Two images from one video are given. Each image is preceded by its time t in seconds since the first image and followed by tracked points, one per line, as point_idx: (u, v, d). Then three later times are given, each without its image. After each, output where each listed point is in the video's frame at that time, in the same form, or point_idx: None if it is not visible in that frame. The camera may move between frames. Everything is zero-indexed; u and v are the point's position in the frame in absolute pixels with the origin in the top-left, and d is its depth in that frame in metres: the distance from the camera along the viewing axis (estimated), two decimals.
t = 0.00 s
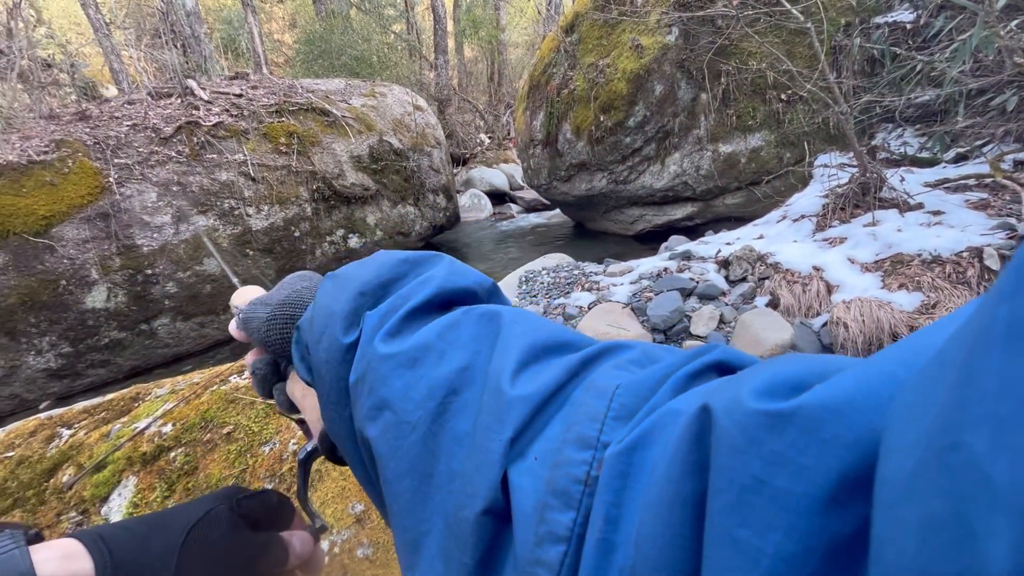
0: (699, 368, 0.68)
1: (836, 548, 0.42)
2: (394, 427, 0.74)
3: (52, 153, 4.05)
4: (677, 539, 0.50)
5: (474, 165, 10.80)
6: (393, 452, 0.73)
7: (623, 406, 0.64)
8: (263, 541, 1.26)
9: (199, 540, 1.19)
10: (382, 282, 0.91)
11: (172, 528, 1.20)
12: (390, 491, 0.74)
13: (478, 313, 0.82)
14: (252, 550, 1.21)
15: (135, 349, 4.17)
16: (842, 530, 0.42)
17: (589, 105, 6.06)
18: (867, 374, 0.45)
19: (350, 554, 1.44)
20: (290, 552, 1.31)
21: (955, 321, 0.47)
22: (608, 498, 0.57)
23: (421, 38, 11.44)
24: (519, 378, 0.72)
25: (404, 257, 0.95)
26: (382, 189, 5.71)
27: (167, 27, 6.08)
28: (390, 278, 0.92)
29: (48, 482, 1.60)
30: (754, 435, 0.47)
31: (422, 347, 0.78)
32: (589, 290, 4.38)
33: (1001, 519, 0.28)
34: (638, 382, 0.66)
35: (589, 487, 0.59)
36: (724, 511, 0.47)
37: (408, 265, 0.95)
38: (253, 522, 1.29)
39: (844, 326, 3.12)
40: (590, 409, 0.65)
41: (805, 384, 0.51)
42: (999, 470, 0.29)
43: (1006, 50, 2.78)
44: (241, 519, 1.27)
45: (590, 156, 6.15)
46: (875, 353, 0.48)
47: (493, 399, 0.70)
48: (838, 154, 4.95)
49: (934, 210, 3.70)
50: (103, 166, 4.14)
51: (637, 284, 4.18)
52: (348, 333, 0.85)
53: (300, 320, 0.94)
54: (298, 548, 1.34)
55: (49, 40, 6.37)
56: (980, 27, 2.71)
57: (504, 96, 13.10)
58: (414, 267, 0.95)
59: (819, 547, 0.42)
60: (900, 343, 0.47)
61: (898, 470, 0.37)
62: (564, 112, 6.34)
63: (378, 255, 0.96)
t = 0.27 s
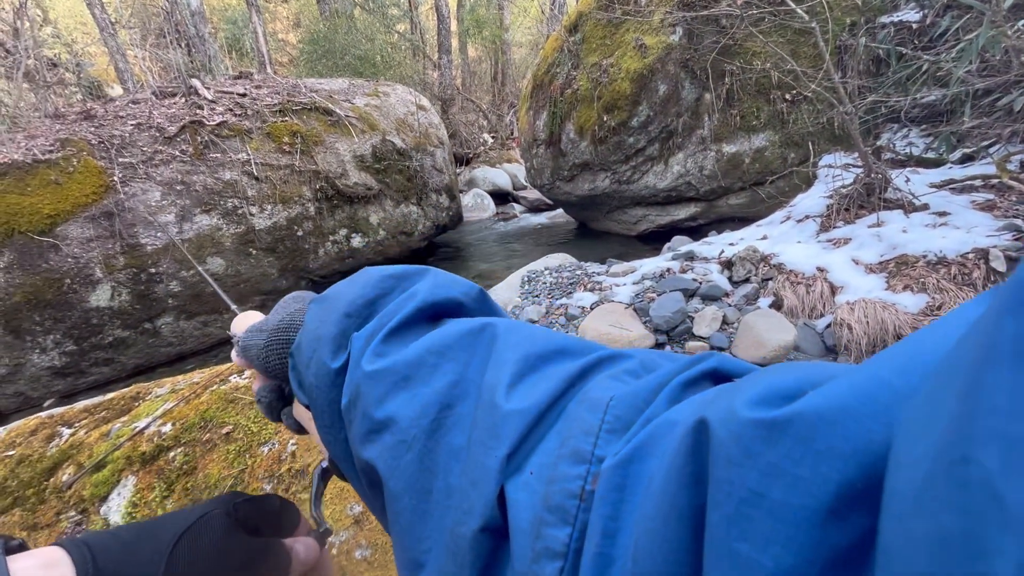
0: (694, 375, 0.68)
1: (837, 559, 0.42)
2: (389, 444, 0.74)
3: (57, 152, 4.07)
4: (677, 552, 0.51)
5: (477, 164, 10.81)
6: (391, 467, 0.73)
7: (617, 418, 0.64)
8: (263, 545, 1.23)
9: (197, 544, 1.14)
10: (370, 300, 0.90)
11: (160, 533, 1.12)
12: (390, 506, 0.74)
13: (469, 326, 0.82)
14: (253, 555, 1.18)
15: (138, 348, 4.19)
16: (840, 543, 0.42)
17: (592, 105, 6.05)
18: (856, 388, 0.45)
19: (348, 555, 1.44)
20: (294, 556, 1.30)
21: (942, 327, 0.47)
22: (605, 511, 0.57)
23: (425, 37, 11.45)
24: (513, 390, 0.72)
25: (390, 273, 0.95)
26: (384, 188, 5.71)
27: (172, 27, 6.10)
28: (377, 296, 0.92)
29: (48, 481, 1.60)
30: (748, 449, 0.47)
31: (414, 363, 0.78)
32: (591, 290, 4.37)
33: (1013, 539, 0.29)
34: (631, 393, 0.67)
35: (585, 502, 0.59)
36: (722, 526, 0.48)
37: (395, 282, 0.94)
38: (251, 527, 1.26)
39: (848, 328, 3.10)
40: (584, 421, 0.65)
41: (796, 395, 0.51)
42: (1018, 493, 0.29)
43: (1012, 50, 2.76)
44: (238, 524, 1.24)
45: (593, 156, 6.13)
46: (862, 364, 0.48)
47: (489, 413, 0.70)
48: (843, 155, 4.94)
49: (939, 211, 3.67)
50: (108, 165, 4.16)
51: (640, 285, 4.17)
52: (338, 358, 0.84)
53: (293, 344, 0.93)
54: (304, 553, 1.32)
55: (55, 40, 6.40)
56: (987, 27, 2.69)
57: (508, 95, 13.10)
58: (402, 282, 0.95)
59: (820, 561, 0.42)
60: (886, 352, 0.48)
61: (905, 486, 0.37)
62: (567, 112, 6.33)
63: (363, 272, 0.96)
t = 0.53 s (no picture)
0: (713, 381, 0.68)
1: (857, 565, 0.42)
2: (405, 448, 0.74)
3: (60, 150, 4.07)
4: (694, 556, 0.51)
5: (479, 164, 10.82)
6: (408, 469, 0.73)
7: (635, 423, 0.64)
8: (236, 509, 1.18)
9: (160, 509, 1.10)
10: (387, 302, 0.90)
11: (125, 500, 1.11)
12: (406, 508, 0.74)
13: (486, 328, 0.82)
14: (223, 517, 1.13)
15: (140, 346, 4.20)
16: (860, 551, 0.42)
17: (594, 105, 6.03)
18: (881, 394, 0.45)
19: (346, 554, 1.44)
20: (272, 521, 1.26)
21: (971, 333, 0.47)
22: (622, 516, 0.57)
23: (427, 37, 11.44)
24: (530, 394, 0.72)
25: (408, 274, 0.94)
26: (386, 187, 5.71)
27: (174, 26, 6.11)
28: (394, 299, 0.91)
29: (47, 478, 1.61)
30: (770, 454, 0.47)
31: (432, 367, 0.78)
32: (593, 290, 4.37)
33: None
34: (649, 398, 0.66)
35: (601, 506, 0.59)
36: (741, 531, 0.48)
37: (412, 284, 0.93)
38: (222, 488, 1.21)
39: (850, 329, 3.09)
40: (601, 426, 0.65)
41: (820, 401, 0.51)
42: None
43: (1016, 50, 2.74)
44: (208, 487, 1.19)
45: (595, 156, 6.12)
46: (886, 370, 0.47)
47: (506, 417, 0.70)
48: (845, 156, 4.93)
49: (941, 212, 3.66)
50: (110, 164, 4.16)
51: (641, 285, 4.16)
52: (357, 361, 0.84)
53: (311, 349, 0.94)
54: (283, 519, 1.29)
55: (58, 38, 6.41)
56: (992, 27, 2.68)
57: (510, 95, 13.09)
58: (418, 283, 0.94)
59: (841, 569, 0.42)
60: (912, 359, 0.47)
61: (930, 492, 0.37)
62: (569, 112, 6.32)
63: (381, 274, 0.95)
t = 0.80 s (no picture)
0: (719, 387, 0.68)
1: None
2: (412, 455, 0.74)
3: (63, 148, 4.08)
4: (703, 562, 0.50)
5: (480, 163, 10.82)
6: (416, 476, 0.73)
7: (642, 429, 0.64)
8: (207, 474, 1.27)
9: (133, 476, 1.16)
10: (390, 312, 0.89)
11: (94, 469, 1.16)
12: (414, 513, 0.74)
13: (490, 334, 0.81)
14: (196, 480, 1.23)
15: (142, 343, 4.22)
16: (871, 559, 0.42)
17: (596, 104, 6.02)
18: (891, 402, 0.44)
19: (345, 553, 1.43)
20: (242, 487, 1.35)
21: (980, 337, 0.47)
22: (630, 523, 0.57)
23: (429, 36, 11.44)
24: (536, 399, 0.72)
25: (409, 281, 0.93)
26: (388, 186, 5.71)
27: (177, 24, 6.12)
28: (396, 306, 0.90)
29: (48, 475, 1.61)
30: (781, 462, 0.47)
31: (436, 373, 0.78)
32: (594, 289, 4.37)
33: None
34: (654, 404, 0.66)
35: (608, 514, 0.59)
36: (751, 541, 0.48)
37: (415, 290, 0.92)
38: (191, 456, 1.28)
39: (852, 330, 3.09)
40: (607, 432, 0.65)
41: (829, 407, 0.51)
42: None
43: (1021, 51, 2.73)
44: (181, 456, 1.26)
45: (597, 155, 6.11)
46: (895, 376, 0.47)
47: (512, 423, 0.70)
48: (848, 156, 4.92)
49: (945, 212, 3.65)
50: (113, 162, 4.17)
51: (643, 285, 4.16)
52: (360, 374, 0.84)
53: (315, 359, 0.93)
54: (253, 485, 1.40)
55: (61, 36, 6.42)
56: (995, 27, 2.67)
57: (512, 94, 13.08)
58: (421, 290, 0.93)
59: None
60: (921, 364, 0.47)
61: (951, 502, 0.36)
62: (572, 111, 6.31)
63: (382, 282, 0.94)
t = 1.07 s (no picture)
0: (705, 394, 0.68)
1: None
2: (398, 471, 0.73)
3: (66, 146, 4.09)
4: None
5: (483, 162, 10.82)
6: (405, 489, 0.73)
7: (628, 439, 0.64)
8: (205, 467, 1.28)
9: (143, 465, 1.17)
10: (361, 322, 0.89)
11: (104, 464, 1.16)
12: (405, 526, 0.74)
13: (470, 343, 0.81)
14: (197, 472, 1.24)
15: (144, 342, 4.23)
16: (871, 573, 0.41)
17: (599, 104, 6.01)
18: (880, 414, 0.44)
19: (347, 552, 1.43)
20: (232, 482, 1.35)
21: (955, 346, 0.47)
22: (620, 537, 0.56)
23: (432, 35, 11.44)
24: (519, 408, 0.72)
25: (382, 291, 0.93)
26: (390, 185, 5.71)
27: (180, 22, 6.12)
28: (370, 318, 0.90)
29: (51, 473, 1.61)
30: (773, 475, 0.47)
31: (418, 385, 0.78)
32: (596, 289, 4.36)
33: None
34: (642, 411, 0.66)
35: (599, 527, 0.58)
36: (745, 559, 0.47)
37: (388, 300, 0.92)
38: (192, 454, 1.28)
39: (854, 331, 3.08)
40: (594, 441, 0.65)
41: (819, 414, 0.50)
42: None
43: None
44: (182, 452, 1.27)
45: (599, 155, 6.10)
46: (880, 385, 0.47)
47: (497, 434, 0.69)
48: (851, 157, 4.91)
49: (948, 214, 3.64)
50: (116, 160, 4.17)
51: (644, 285, 4.15)
52: (328, 389, 0.83)
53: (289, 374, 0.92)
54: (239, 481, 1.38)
55: (65, 34, 6.43)
56: (1000, 27, 2.66)
57: (515, 94, 13.08)
58: (395, 300, 0.93)
59: None
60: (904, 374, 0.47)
61: (944, 518, 0.36)
62: (574, 111, 6.30)
63: (354, 293, 0.94)
